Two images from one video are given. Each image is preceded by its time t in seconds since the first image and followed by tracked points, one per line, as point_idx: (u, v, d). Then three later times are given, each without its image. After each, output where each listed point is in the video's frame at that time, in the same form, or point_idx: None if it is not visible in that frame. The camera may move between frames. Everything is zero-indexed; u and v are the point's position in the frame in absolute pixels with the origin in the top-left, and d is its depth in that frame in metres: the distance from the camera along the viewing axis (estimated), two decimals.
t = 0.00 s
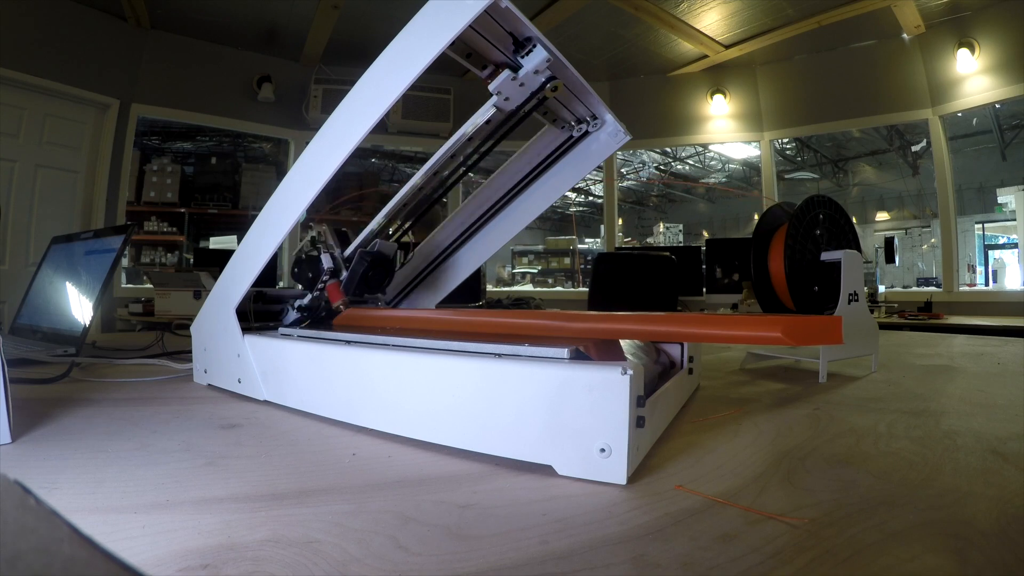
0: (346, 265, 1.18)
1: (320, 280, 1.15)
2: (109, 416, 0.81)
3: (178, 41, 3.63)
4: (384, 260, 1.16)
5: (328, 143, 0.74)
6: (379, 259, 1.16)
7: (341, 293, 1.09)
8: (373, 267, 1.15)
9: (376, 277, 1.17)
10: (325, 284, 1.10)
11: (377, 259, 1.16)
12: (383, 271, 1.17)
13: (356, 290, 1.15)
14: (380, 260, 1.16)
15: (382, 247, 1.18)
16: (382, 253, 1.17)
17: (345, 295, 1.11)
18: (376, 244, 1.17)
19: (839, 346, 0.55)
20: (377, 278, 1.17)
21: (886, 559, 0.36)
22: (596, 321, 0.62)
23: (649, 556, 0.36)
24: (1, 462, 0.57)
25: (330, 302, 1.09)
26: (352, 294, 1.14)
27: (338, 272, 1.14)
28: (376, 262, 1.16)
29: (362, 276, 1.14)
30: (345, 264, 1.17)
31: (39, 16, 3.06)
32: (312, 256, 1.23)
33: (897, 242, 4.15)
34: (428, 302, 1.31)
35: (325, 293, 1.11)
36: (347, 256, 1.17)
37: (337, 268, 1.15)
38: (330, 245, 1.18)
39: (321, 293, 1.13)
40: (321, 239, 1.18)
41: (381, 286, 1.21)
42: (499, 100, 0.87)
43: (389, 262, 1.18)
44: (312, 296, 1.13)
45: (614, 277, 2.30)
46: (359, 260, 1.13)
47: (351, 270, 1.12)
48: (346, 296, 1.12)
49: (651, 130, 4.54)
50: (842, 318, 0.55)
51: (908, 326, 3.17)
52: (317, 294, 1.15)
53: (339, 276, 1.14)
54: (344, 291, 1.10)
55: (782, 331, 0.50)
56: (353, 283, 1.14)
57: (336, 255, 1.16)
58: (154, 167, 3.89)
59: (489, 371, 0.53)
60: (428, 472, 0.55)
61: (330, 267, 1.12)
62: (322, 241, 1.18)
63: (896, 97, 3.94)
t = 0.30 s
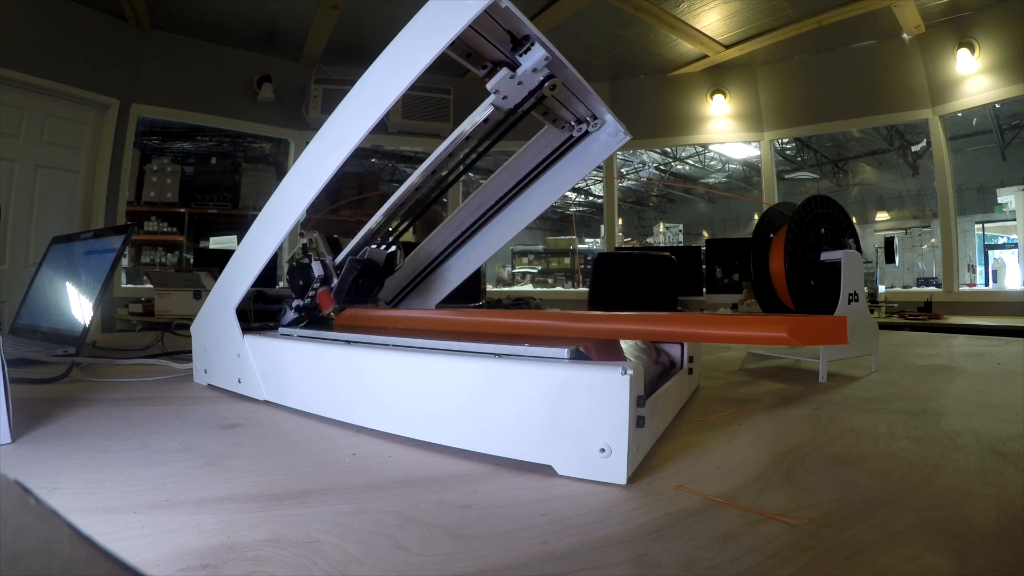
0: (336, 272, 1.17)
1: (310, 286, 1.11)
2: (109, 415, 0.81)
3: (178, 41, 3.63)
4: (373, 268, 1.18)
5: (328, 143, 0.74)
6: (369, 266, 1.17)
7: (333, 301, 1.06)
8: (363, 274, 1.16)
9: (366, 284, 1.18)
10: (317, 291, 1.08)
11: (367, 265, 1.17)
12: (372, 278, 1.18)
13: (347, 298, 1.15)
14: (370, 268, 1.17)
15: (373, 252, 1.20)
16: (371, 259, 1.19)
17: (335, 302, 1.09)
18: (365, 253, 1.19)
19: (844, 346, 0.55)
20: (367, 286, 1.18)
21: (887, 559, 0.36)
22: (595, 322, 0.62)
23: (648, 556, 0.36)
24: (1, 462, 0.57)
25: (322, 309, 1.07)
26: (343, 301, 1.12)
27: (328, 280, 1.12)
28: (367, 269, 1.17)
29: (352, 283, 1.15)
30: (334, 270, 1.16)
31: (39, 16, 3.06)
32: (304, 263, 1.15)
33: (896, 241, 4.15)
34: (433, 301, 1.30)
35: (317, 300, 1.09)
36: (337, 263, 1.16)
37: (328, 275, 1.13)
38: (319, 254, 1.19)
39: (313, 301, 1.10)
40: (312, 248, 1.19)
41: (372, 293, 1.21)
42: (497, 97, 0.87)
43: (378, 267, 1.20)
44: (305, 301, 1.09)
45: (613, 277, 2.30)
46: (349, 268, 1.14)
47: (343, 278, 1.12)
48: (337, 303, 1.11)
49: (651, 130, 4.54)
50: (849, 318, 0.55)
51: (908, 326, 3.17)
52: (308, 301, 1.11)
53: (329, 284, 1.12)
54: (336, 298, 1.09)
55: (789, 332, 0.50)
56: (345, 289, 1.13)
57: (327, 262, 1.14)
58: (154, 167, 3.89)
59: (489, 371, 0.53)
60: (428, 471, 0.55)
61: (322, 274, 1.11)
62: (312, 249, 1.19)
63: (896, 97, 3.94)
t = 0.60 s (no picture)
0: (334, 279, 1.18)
1: (308, 294, 1.14)
2: (109, 415, 0.81)
3: (178, 41, 3.63)
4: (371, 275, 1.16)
5: (327, 143, 0.74)
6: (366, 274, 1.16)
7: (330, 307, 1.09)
8: (360, 281, 1.13)
9: (363, 291, 1.15)
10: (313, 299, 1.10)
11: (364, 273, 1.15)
12: (371, 284, 1.15)
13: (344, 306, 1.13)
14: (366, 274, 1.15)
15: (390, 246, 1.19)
16: (367, 266, 1.18)
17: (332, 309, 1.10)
18: (362, 261, 1.20)
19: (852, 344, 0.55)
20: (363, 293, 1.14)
21: (886, 559, 0.36)
22: (592, 321, 0.62)
23: (647, 556, 0.36)
24: (1, 462, 0.57)
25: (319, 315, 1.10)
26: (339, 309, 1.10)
27: (326, 288, 1.14)
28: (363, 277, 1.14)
29: (349, 292, 1.12)
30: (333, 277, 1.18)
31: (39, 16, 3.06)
32: (301, 271, 1.16)
33: (896, 241, 4.15)
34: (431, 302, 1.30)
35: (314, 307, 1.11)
36: (336, 270, 1.19)
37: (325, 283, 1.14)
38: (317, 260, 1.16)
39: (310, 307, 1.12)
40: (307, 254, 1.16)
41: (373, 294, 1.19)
42: (500, 100, 0.88)
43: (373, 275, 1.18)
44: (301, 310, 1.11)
45: (614, 277, 2.30)
46: (346, 275, 1.11)
47: (340, 286, 1.10)
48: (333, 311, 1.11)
49: (651, 130, 4.55)
50: (854, 318, 0.55)
51: (908, 326, 3.17)
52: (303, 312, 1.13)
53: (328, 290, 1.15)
54: (334, 305, 1.09)
55: (795, 332, 0.49)
56: (341, 298, 1.10)
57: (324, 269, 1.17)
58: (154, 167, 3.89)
59: (489, 371, 0.53)
60: (428, 471, 0.55)
61: (319, 281, 1.13)
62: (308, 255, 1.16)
63: (895, 97, 3.94)
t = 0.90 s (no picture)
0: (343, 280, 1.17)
1: (317, 294, 1.14)
2: (109, 416, 0.81)
3: (178, 41, 3.63)
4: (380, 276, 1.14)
5: (327, 144, 0.74)
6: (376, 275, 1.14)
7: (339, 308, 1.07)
8: (370, 281, 1.12)
9: (373, 292, 1.14)
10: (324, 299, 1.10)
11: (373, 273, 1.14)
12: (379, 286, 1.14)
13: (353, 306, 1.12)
14: (376, 275, 1.13)
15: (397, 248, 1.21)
16: (377, 267, 1.15)
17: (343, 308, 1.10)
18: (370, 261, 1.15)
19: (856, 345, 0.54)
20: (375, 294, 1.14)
21: (886, 559, 0.36)
22: (593, 321, 0.62)
23: (648, 556, 0.36)
24: (1, 462, 0.57)
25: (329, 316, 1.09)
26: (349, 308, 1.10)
27: (335, 287, 1.13)
28: (372, 277, 1.13)
29: (358, 292, 1.11)
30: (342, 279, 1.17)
31: (39, 16, 3.06)
32: (311, 272, 1.16)
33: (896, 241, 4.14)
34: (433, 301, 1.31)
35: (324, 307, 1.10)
36: (344, 272, 1.19)
37: (334, 283, 1.14)
38: (327, 261, 1.17)
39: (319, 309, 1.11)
40: (318, 256, 1.16)
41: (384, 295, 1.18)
42: (507, 105, 0.90)
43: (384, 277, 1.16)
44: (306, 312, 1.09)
45: (614, 277, 2.30)
46: (356, 275, 1.10)
47: (348, 286, 1.09)
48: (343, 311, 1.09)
49: (651, 130, 4.55)
50: (859, 318, 0.54)
51: (908, 326, 3.17)
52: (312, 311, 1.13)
53: (337, 291, 1.14)
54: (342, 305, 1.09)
55: (800, 332, 0.49)
56: (352, 298, 1.10)
57: (334, 270, 1.16)
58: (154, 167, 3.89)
59: (489, 371, 0.53)
60: (428, 471, 0.55)
61: (328, 282, 1.12)
62: (318, 256, 1.16)
63: (895, 97, 3.94)
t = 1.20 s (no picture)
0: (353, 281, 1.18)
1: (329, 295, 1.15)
2: (109, 416, 0.81)
3: (178, 41, 3.63)
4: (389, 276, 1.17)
5: (327, 144, 0.74)
6: (386, 275, 1.17)
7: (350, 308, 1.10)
8: (379, 283, 1.14)
9: (383, 292, 1.16)
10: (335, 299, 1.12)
11: (384, 274, 1.16)
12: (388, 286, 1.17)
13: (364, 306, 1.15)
14: (386, 276, 1.16)
15: (388, 263, 1.20)
16: (387, 269, 1.18)
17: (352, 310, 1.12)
18: (381, 262, 1.18)
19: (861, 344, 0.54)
20: (384, 294, 1.16)
21: (885, 559, 0.36)
22: (595, 321, 0.62)
23: (648, 556, 0.36)
24: (2, 462, 0.57)
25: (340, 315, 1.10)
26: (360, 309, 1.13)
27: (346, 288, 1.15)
28: (382, 278, 1.15)
29: (369, 292, 1.13)
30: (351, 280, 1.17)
31: (39, 16, 3.06)
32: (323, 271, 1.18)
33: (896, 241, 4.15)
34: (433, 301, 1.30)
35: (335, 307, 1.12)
36: (354, 272, 1.18)
37: (345, 284, 1.15)
38: (336, 261, 1.16)
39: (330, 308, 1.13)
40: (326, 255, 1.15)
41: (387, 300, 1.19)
42: (514, 110, 0.92)
43: (395, 278, 1.19)
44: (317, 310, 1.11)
45: (613, 277, 2.30)
46: (366, 276, 1.13)
47: (359, 286, 1.11)
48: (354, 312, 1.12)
49: (651, 130, 4.55)
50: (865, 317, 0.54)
51: (908, 326, 3.17)
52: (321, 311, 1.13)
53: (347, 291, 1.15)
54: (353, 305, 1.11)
55: (804, 332, 0.48)
56: (362, 298, 1.12)
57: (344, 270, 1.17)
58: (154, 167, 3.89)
59: (489, 371, 0.53)
60: (428, 472, 0.55)
61: (340, 283, 1.14)
62: (328, 256, 1.15)
63: (895, 97, 3.94)
